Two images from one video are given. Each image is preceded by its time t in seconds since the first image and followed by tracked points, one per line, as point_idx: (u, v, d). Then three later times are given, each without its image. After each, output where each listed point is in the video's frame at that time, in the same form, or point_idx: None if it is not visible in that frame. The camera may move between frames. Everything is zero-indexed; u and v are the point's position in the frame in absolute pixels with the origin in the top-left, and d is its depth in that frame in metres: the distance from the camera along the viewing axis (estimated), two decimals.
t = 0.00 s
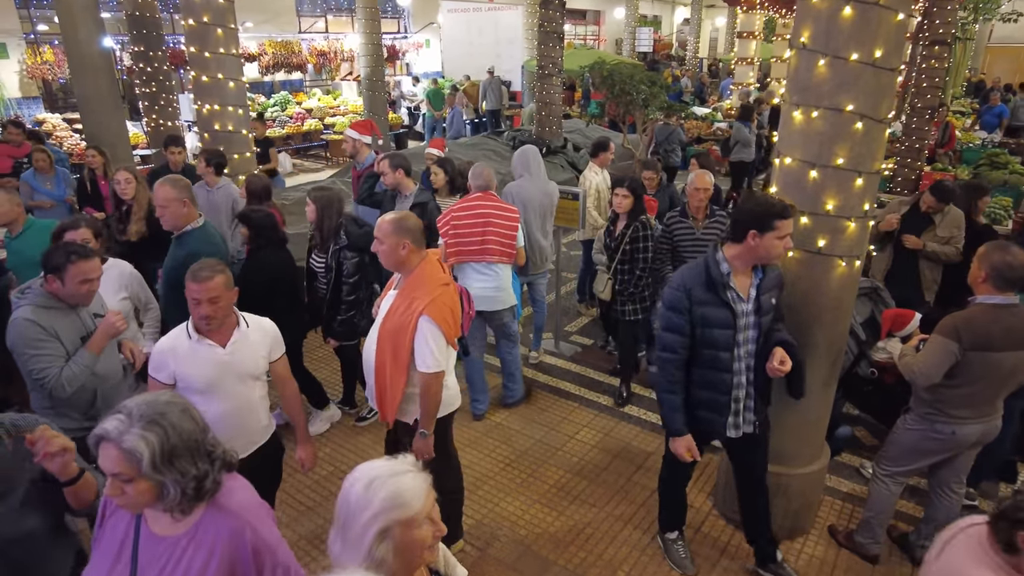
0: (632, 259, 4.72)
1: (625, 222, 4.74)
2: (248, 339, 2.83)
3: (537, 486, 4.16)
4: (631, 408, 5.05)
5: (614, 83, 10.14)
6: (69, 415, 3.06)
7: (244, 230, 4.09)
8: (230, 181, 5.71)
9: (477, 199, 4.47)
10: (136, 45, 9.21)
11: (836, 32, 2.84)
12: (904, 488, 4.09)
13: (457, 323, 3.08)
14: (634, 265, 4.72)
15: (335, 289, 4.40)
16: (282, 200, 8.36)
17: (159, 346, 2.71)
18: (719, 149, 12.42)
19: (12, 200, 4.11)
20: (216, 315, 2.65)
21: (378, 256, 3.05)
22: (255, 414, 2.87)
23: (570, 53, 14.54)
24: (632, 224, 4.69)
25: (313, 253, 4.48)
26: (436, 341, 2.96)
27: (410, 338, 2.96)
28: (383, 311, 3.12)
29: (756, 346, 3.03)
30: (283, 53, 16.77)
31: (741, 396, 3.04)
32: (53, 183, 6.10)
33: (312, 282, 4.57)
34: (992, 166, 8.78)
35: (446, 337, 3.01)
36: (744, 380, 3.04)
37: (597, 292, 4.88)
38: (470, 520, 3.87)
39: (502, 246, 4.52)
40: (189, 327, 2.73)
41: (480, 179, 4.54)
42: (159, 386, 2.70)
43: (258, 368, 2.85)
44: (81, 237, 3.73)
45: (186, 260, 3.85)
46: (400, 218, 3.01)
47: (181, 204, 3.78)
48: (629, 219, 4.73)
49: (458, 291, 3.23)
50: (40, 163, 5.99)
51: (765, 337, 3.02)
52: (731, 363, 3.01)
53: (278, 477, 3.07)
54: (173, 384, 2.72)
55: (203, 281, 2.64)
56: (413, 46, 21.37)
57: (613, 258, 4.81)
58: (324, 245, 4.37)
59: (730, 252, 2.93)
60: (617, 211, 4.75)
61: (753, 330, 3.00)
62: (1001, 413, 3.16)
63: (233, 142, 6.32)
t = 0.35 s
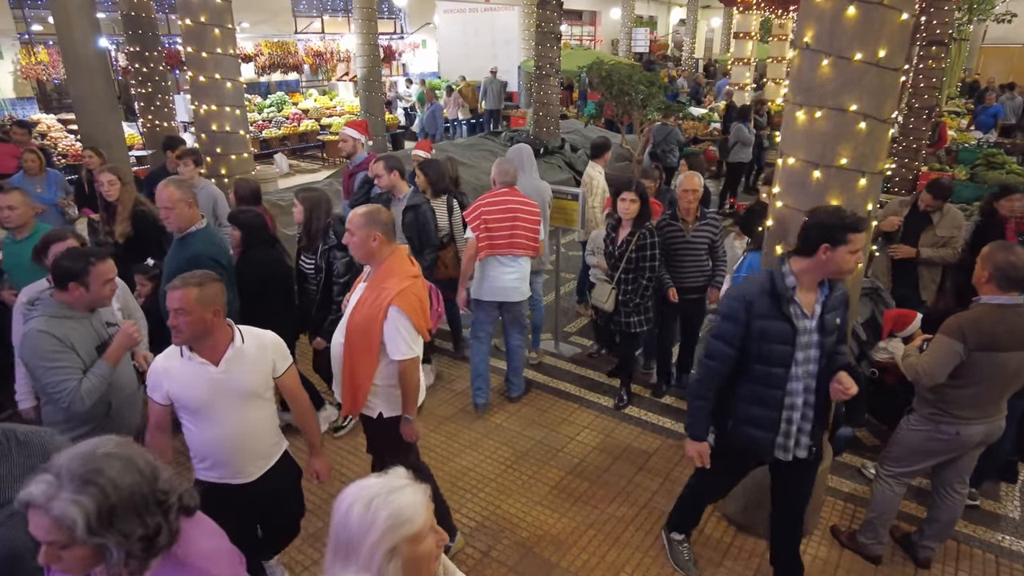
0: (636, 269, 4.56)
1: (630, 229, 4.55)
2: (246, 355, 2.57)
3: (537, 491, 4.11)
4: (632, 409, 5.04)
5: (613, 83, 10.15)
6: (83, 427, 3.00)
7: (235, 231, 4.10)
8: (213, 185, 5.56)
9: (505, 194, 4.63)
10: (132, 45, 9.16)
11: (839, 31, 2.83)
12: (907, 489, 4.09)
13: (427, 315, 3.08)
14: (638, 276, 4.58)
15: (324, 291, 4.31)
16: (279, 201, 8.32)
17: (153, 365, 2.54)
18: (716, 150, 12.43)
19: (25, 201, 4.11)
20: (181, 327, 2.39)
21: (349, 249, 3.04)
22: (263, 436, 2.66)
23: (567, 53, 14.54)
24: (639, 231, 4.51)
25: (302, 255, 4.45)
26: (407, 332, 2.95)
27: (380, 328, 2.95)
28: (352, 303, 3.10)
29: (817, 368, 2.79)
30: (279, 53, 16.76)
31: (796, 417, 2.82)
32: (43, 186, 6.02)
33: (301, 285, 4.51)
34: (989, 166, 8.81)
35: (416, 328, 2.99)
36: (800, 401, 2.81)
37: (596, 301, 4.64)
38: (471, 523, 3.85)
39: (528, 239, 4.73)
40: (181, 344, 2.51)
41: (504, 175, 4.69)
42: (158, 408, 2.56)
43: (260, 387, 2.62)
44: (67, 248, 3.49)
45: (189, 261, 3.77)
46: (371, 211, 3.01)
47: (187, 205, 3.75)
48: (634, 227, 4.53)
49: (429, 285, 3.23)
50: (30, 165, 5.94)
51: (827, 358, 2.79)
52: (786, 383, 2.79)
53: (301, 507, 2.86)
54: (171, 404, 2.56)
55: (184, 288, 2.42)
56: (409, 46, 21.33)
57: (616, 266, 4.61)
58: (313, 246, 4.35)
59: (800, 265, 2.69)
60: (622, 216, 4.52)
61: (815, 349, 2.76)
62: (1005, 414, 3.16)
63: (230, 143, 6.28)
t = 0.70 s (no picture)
0: (629, 277, 4.36)
1: (619, 237, 4.38)
2: (252, 367, 2.53)
3: (529, 493, 4.10)
4: (624, 409, 5.03)
5: (602, 83, 10.16)
6: (88, 443, 2.79)
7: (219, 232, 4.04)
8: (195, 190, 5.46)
9: (505, 189, 4.68)
10: (118, 46, 9.07)
11: (829, 30, 2.84)
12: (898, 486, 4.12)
13: (387, 308, 3.07)
14: (630, 284, 4.37)
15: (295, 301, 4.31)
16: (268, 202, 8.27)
17: (153, 372, 2.51)
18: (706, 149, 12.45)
19: (19, 206, 4.07)
20: (188, 334, 2.37)
21: (309, 246, 3.09)
22: (261, 451, 2.61)
23: (557, 53, 14.55)
24: (630, 237, 4.34)
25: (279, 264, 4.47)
26: (363, 324, 2.95)
27: (337, 323, 2.95)
28: (317, 297, 3.12)
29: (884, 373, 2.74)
30: (268, 54, 16.70)
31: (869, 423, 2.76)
32: (30, 189, 5.96)
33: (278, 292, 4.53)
34: (976, 164, 8.85)
35: (372, 323, 2.99)
36: (871, 408, 2.74)
37: (590, 311, 4.30)
38: (463, 525, 3.82)
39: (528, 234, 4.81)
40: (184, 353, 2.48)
41: (500, 171, 4.72)
42: (158, 415, 2.53)
43: (262, 402, 2.57)
44: (30, 260, 3.15)
45: (180, 266, 3.75)
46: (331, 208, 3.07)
47: (169, 210, 3.69)
48: (625, 234, 4.35)
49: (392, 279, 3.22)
50: (15, 167, 5.88)
51: (891, 361, 2.77)
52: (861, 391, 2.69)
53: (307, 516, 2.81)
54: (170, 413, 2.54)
55: (191, 296, 2.41)
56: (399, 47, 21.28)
57: (609, 275, 4.40)
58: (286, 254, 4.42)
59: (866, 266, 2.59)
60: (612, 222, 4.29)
61: (883, 353, 2.70)
62: (993, 410, 3.18)
63: (219, 144, 6.22)
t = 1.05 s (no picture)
0: (590, 281, 4.35)
1: (578, 240, 4.33)
2: (274, 381, 2.50)
3: (503, 495, 4.08)
4: (598, 407, 5.05)
5: (576, 82, 10.19)
6: (59, 471, 2.61)
7: (185, 239, 3.98)
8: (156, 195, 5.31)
9: (458, 189, 4.74)
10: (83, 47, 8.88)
11: (792, 28, 2.87)
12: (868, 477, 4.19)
13: (327, 315, 3.10)
14: (591, 287, 4.36)
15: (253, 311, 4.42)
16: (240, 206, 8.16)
17: (173, 378, 2.46)
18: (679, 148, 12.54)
19: None
20: (223, 344, 2.33)
21: (249, 251, 3.09)
22: (273, 470, 2.56)
23: (531, 53, 14.55)
24: (588, 240, 4.30)
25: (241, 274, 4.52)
26: (303, 333, 2.99)
27: (275, 331, 2.98)
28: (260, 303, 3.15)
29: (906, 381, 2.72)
30: (240, 56, 16.52)
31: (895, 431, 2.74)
32: None
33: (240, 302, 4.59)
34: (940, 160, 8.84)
35: (311, 330, 3.01)
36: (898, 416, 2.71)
37: (552, 319, 4.31)
38: (438, 528, 3.81)
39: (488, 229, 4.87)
40: (208, 362, 2.44)
41: (452, 171, 4.78)
42: (172, 424, 2.48)
43: (280, 418, 2.52)
44: None
45: (133, 274, 3.62)
46: (269, 213, 3.06)
47: (115, 218, 3.54)
48: (583, 236, 4.31)
49: (335, 281, 3.24)
50: None
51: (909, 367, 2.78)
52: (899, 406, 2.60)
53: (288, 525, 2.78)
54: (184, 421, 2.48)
55: (225, 306, 2.38)
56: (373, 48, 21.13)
57: (569, 281, 4.39)
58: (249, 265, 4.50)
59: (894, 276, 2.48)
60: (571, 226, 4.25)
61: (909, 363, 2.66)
62: (956, 401, 3.25)
63: (187, 147, 6.11)
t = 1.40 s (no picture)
0: (543, 285, 4.28)
1: (528, 244, 4.27)
2: (273, 386, 2.43)
3: (470, 497, 4.05)
4: (561, 405, 5.07)
5: (536, 82, 10.22)
6: None
7: (129, 250, 3.79)
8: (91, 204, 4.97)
9: (401, 188, 4.83)
10: (24, 48, 8.53)
11: (744, 27, 2.91)
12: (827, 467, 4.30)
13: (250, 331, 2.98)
14: (544, 291, 4.28)
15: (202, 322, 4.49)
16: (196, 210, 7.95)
17: (168, 389, 2.32)
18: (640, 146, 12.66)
19: None
20: (227, 351, 2.25)
21: (173, 263, 3.13)
22: (276, 475, 2.52)
23: (491, 53, 14.53)
24: (538, 243, 4.24)
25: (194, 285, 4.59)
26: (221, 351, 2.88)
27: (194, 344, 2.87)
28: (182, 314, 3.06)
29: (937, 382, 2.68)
30: (193, 57, 16.15)
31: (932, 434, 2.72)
32: None
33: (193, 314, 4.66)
34: (890, 156, 9.26)
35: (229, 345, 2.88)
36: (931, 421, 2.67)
37: (506, 325, 4.26)
38: (403, 533, 3.76)
39: (435, 228, 4.97)
40: (206, 369, 2.33)
41: (394, 172, 4.88)
42: (167, 438, 2.32)
43: (282, 422, 2.48)
44: None
45: (47, 284, 3.40)
46: (196, 222, 3.07)
47: (20, 230, 3.33)
48: (532, 240, 4.24)
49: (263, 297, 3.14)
50: None
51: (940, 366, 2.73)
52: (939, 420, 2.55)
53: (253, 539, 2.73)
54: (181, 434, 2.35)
55: (225, 310, 2.27)
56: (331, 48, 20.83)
57: (522, 285, 4.31)
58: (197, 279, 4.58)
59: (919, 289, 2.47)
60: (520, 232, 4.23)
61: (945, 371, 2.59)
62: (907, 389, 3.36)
63: (138, 151, 5.90)
